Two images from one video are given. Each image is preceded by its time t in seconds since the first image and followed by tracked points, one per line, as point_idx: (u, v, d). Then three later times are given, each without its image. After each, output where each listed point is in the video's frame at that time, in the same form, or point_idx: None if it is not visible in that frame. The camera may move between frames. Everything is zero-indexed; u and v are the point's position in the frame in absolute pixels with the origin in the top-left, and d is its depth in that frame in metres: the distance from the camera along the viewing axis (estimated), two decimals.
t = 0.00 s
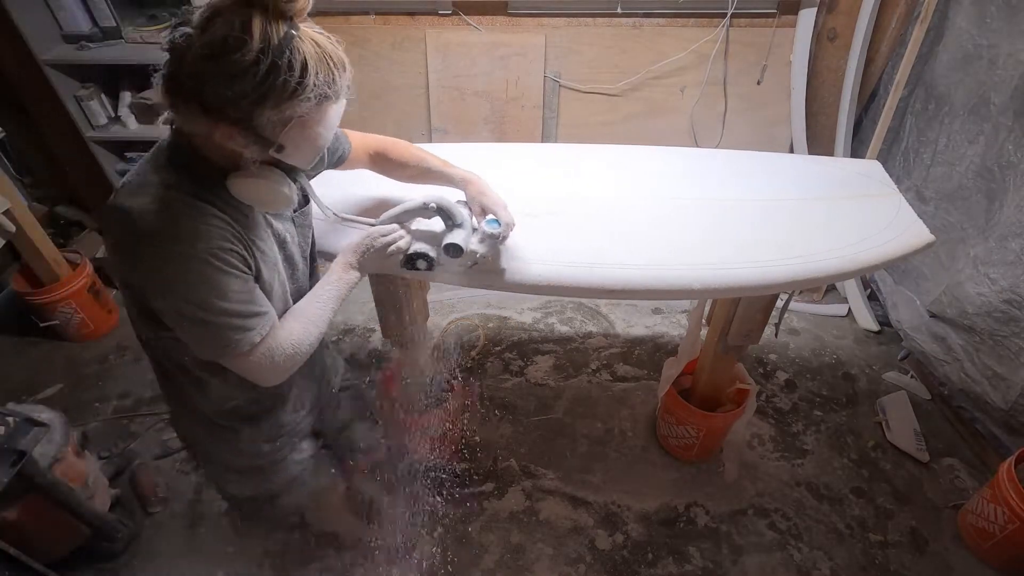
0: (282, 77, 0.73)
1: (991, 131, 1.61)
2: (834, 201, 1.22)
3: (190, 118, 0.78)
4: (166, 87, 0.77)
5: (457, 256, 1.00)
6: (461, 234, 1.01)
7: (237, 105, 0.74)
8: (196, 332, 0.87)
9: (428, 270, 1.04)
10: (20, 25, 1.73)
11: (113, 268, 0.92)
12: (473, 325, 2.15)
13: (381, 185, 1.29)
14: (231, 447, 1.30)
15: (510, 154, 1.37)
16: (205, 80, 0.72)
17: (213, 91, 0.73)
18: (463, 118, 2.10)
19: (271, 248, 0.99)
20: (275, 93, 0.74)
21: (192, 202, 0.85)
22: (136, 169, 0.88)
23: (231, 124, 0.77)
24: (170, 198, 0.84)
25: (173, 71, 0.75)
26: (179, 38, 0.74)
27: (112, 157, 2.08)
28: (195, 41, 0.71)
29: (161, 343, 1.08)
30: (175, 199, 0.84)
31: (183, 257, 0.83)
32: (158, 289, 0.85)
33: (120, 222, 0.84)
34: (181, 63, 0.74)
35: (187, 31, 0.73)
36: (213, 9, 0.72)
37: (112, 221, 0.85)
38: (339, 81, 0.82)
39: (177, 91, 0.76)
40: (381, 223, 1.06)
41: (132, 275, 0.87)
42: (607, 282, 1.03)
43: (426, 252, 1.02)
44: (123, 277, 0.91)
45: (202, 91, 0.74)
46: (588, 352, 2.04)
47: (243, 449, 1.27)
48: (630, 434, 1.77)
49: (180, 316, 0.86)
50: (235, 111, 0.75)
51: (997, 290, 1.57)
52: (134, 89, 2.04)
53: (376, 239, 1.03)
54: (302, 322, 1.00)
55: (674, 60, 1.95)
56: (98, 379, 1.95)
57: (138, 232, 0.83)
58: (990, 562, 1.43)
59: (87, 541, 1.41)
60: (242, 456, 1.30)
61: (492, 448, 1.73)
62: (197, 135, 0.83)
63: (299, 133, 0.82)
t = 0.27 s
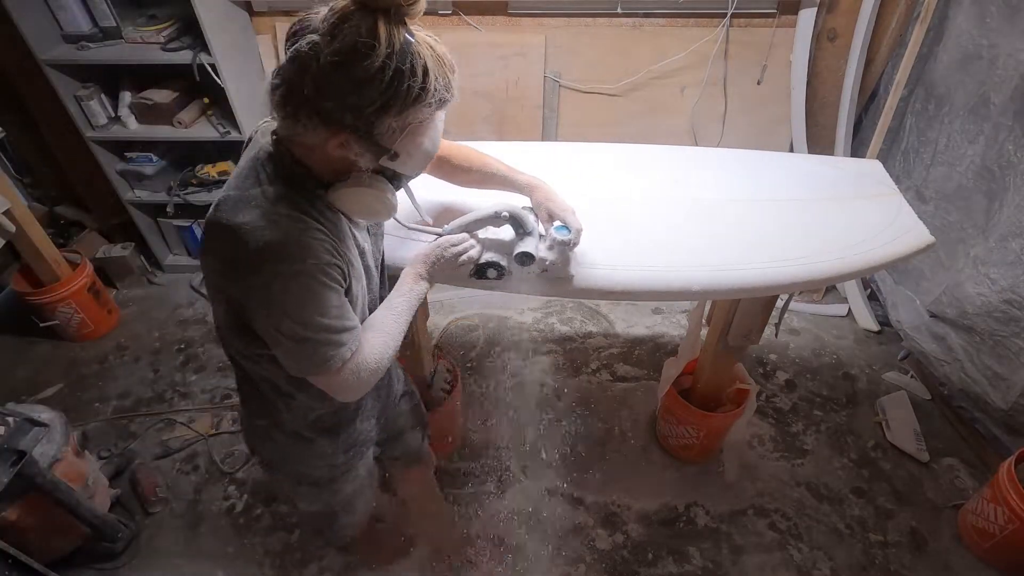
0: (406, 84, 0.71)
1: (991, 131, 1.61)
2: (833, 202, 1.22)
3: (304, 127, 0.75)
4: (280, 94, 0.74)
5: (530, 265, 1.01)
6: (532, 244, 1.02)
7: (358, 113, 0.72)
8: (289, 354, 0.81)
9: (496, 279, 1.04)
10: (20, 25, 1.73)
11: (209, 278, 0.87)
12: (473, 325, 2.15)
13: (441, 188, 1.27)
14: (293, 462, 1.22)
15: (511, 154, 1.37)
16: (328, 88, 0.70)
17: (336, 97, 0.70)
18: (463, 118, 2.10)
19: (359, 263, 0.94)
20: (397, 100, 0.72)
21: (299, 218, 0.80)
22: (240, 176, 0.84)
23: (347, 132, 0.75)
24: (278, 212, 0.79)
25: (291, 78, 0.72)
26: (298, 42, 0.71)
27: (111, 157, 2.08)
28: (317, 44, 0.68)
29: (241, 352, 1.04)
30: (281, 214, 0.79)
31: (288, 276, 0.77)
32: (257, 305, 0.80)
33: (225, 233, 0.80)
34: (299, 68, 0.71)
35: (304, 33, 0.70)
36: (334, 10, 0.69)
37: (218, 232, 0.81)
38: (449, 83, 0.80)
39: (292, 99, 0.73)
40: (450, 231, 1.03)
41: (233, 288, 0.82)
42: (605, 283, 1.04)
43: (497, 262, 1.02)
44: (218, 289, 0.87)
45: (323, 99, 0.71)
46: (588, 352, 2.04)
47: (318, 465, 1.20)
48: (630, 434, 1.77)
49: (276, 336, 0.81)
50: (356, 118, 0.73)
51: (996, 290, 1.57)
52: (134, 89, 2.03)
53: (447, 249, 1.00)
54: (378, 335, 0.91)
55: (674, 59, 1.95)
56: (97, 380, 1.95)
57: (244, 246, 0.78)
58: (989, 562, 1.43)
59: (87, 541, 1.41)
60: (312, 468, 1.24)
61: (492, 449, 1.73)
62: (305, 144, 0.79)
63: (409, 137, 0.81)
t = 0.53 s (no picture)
0: (545, 81, 0.69)
1: (991, 131, 1.61)
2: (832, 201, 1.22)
3: (436, 122, 0.73)
4: (414, 89, 0.72)
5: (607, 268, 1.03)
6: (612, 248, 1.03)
7: (493, 109, 0.70)
8: (399, 347, 0.80)
9: (572, 282, 1.06)
10: (20, 25, 1.73)
11: (314, 269, 0.85)
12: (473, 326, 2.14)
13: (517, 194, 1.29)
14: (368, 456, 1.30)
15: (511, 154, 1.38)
16: (470, 83, 0.68)
17: (476, 92, 0.69)
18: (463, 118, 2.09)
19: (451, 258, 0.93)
20: (533, 96, 0.71)
21: (417, 210, 0.78)
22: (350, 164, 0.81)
23: (478, 127, 0.73)
24: (398, 205, 0.76)
25: (430, 73, 0.70)
26: (438, 35, 0.69)
27: (111, 157, 2.08)
28: (462, 37, 0.66)
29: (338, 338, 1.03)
30: (400, 206, 0.77)
31: (407, 269, 0.75)
32: (372, 298, 0.78)
33: (341, 224, 0.77)
34: (440, 62, 0.68)
35: (447, 25, 0.68)
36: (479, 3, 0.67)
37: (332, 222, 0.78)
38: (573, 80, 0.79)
39: (428, 93, 0.71)
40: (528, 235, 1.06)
41: (343, 280, 0.80)
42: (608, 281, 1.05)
43: (575, 265, 1.03)
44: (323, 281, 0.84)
45: (465, 94, 0.69)
46: (588, 353, 2.04)
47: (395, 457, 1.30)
48: (630, 434, 1.77)
49: (391, 329, 0.79)
50: (496, 114, 0.71)
51: (997, 290, 1.57)
52: (134, 89, 2.03)
53: (526, 252, 1.02)
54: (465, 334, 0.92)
55: (673, 59, 1.95)
56: (97, 380, 1.94)
57: (363, 238, 0.75)
58: (989, 562, 1.43)
59: (87, 541, 1.41)
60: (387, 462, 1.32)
61: (492, 449, 1.73)
62: (430, 139, 0.78)
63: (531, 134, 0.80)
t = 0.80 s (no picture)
0: (681, 90, 0.65)
1: (991, 131, 1.61)
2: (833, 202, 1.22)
3: (565, 136, 0.67)
4: (539, 102, 0.66)
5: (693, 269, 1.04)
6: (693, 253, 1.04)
7: (627, 120, 0.65)
8: (517, 370, 0.75)
9: (654, 287, 1.05)
10: (21, 25, 1.73)
11: (419, 290, 0.78)
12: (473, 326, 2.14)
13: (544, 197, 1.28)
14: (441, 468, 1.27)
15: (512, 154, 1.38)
16: (608, 95, 0.63)
17: (612, 103, 0.63)
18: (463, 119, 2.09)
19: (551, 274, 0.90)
20: (668, 105, 0.66)
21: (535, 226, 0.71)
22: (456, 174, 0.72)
23: (606, 139, 0.68)
24: (519, 220, 0.69)
25: (560, 85, 0.64)
26: (567, 43, 0.63)
27: (111, 157, 2.08)
28: (601, 44, 0.60)
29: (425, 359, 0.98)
30: (519, 219, 0.69)
31: (536, 288, 0.70)
32: (492, 320, 0.72)
33: (454, 242, 0.69)
34: (575, 72, 0.62)
35: (578, 32, 0.62)
36: (613, 7, 0.61)
37: (441, 240, 0.71)
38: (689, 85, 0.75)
39: (556, 106, 0.65)
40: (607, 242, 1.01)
41: (461, 302, 0.73)
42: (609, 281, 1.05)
43: (660, 270, 1.02)
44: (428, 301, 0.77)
45: (601, 106, 0.64)
46: (588, 353, 2.03)
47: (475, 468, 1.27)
48: (630, 434, 1.77)
49: (509, 351, 0.74)
50: (627, 126, 0.66)
51: (997, 290, 1.58)
52: (134, 89, 2.03)
53: (610, 260, 0.96)
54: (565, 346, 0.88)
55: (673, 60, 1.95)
56: (97, 380, 1.95)
57: (485, 259, 0.68)
58: (989, 562, 1.43)
59: (87, 541, 1.41)
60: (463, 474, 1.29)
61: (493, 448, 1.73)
62: (553, 153, 0.71)
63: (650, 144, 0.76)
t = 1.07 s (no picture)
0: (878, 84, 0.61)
1: (991, 131, 1.61)
2: (833, 202, 1.22)
3: (751, 144, 0.63)
4: (725, 108, 0.61)
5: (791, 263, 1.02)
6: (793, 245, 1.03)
7: (816, 120, 0.61)
8: (693, 384, 0.77)
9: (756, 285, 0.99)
10: (20, 25, 1.73)
11: (584, 316, 0.76)
12: (473, 326, 2.14)
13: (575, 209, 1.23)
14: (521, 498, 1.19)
15: (512, 154, 1.38)
16: (809, 96, 0.58)
17: (806, 100, 0.59)
18: (463, 119, 2.09)
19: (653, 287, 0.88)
20: (863, 100, 0.62)
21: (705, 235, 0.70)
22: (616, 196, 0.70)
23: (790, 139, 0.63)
24: (698, 233, 0.67)
25: (737, 91, 0.60)
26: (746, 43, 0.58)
27: (111, 157, 2.08)
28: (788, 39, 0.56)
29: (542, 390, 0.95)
30: (697, 231, 0.68)
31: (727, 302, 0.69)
32: (678, 341, 0.72)
33: (634, 268, 0.68)
34: (757, 73, 0.58)
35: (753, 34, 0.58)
36: (799, 3, 0.57)
37: (619, 265, 0.69)
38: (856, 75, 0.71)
39: (746, 111, 0.61)
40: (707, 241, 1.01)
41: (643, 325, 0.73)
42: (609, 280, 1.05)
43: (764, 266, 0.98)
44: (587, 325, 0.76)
45: (787, 107, 0.59)
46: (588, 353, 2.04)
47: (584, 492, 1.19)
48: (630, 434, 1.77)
49: (692, 362, 0.74)
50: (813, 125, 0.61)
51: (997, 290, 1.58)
52: (134, 89, 2.03)
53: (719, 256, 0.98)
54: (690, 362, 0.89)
55: (674, 59, 1.95)
56: (97, 380, 1.94)
57: (676, 278, 0.67)
58: (989, 562, 1.43)
59: (88, 541, 1.41)
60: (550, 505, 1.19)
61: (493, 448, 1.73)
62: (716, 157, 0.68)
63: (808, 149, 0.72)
